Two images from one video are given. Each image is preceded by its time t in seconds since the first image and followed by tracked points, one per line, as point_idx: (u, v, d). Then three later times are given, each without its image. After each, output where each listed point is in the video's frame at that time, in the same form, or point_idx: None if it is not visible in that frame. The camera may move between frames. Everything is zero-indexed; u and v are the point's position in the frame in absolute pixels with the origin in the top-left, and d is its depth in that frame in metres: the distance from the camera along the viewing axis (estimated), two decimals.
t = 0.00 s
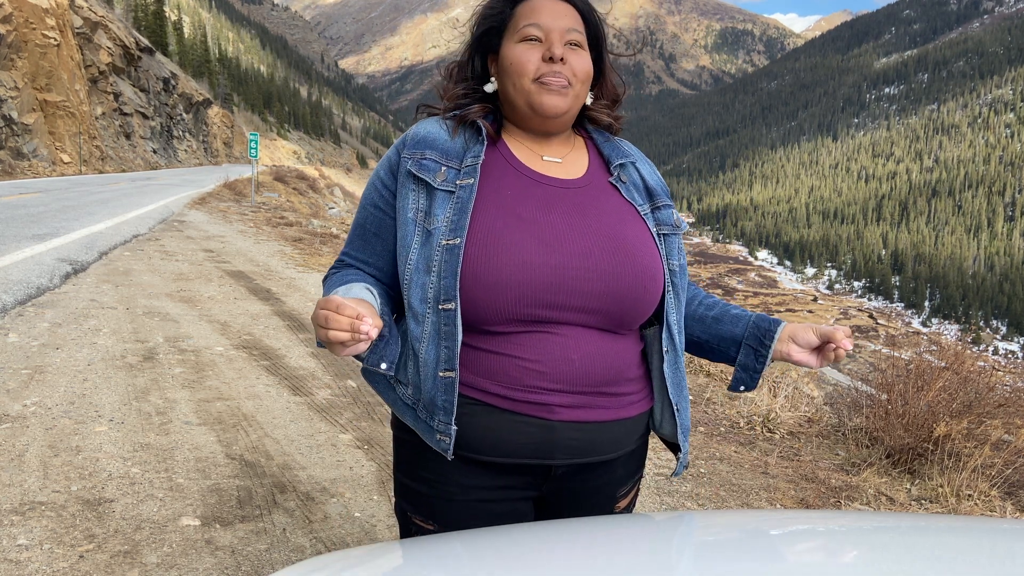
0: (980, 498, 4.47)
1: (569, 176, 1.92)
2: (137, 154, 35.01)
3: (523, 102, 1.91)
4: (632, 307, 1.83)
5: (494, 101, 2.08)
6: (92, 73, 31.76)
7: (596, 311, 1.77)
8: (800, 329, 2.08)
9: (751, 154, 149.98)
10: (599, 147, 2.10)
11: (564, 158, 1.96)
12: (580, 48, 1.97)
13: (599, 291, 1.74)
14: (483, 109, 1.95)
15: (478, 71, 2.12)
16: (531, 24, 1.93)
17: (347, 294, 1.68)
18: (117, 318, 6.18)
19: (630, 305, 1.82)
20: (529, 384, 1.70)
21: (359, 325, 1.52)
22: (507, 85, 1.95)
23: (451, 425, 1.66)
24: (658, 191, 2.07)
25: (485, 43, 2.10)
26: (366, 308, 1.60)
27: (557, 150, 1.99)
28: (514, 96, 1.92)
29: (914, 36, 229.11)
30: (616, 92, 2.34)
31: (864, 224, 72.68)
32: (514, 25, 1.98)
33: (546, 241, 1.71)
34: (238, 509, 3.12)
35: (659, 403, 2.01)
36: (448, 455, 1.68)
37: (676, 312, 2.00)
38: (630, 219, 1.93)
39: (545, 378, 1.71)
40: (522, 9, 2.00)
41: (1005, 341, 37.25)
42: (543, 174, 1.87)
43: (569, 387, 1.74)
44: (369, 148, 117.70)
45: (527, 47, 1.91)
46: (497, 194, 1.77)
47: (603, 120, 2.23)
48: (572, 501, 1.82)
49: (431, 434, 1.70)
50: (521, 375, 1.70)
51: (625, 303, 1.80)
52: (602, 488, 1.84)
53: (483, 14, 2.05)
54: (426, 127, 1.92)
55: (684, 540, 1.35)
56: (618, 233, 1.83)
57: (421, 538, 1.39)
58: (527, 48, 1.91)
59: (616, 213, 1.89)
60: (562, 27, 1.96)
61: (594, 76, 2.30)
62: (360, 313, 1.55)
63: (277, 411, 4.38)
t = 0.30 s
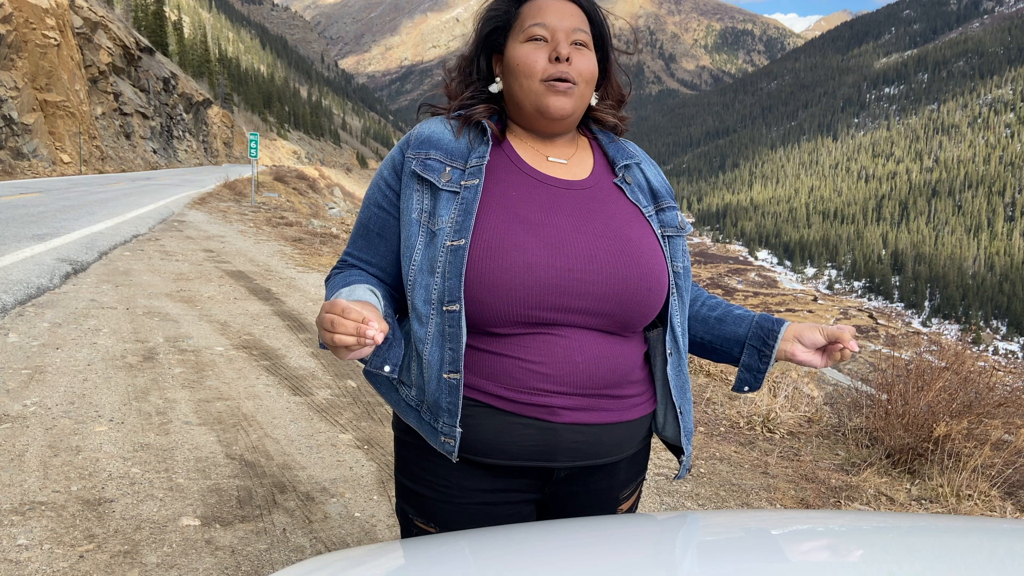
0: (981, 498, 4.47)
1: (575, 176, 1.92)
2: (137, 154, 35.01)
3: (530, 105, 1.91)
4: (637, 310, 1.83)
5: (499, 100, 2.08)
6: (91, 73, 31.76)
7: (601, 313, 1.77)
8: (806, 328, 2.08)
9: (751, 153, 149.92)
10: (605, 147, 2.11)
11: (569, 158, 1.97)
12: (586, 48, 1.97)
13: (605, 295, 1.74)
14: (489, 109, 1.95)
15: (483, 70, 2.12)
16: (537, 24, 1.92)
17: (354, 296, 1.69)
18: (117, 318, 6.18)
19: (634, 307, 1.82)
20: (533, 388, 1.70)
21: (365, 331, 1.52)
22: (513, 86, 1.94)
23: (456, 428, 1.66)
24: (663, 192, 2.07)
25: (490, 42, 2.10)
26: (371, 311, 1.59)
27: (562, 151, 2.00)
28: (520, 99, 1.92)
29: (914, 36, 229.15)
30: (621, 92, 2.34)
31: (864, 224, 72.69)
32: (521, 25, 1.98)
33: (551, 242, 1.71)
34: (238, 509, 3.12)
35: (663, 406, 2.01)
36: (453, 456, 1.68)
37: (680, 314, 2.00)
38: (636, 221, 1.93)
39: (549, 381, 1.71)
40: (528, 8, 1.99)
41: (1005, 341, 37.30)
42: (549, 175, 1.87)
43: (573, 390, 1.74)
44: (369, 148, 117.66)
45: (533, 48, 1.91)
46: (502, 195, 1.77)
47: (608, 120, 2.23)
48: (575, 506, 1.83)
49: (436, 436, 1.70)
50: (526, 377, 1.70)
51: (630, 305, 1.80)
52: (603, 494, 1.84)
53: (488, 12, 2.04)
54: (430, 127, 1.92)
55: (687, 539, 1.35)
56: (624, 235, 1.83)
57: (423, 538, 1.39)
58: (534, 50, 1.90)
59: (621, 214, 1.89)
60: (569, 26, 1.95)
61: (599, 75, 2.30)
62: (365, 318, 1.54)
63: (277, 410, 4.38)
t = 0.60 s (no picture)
0: (980, 498, 4.47)
1: (580, 178, 1.92)
2: (137, 154, 35.02)
3: (533, 105, 1.91)
4: (642, 313, 1.83)
5: (503, 100, 2.08)
6: (91, 73, 31.76)
7: (605, 316, 1.76)
8: (811, 332, 2.08)
9: (751, 153, 149.80)
10: (609, 148, 2.11)
11: (573, 159, 1.97)
12: (590, 49, 1.97)
13: (610, 297, 1.74)
14: (492, 111, 1.96)
15: (486, 70, 2.12)
16: (541, 24, 1.92)
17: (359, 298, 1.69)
18: (117, 318, 6.18)
19: (638, 311, 1.81)
20: (538, 390, 1.70)
21: (367, 336, 1.52)
22: (515, 88, 1.94)
23: (459, 432, 1.66)
24: (668, 193, 2.07)
25: (495, 42, 2.09)
26: (374, 314, 1.59)
27: (566, 152, 2.00)
28: (523, 98, 1.92)
29: (914, 36, 229.19)
30: (626, 92, 2.33)
31: (864, 223, 72.72)
32: (524, 26, 1.98)
33: (556, 245, 1.71)
34: (238, 509, 3.12)
35: (667, 409, 2.01)
36: (456, 460, 1.68)
37: (684, 316, 2.00)
38: (641, 223, 1.92)
39: (554, 383, 1.71)
40: (533, 7, 1.98)
41: (1005, 341, 37.34)
42: (552, 176, 1.87)
43: (577, 393, 1.74)
44: (369, 147, 117.63)
45: (537, 48, 1.90)
46: (506, 197, 1.77)
47: (612, 121, 2.23)
48: (579, 508, 1.83)
49: (439, 440, 1.70)
50: (529, 381, 1.70)
51: (634, 307, 1.80)
52: (607, 496, 1.84)
53: (492, 11, 2.04)
54: (433, 128, 1.91)
55: (689, 538, 1.36)
56: (628, 237, 1.83)
57: (425, 538, 1.39)
58: (538, 50, 1.90)
59: (626, 216, 1.89)
60: (573, 27, 1.95)
61: (603, 75, 2.30)
62: (367, 322, 1.54)
63: (277, 411, 4.38)
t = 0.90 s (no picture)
0: (980, 498, 4.47)
1: (582, 178, 1.92)
2: (137, 154, 35.02)
3: (535, 105, 1.91)
4: (644, 312, 1.83)
5: (504, 101, 2.08)
6: (91, 72, 31.74)
7: (607, 316, 1.76)
8: (816, 332, 2.07)
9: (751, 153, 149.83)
10: (611, 148, 2.11)
11: (576, 159, 1.97)
12: (592, 49, 1.96)
13: (611, 298, 1.74)
14: (493, 111, 1.96)
15: (488, 70, 2.12)
16: (543, 24, 1.92)
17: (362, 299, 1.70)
18: (117, 318, 6.18)
19: (641, 311, 1.81)
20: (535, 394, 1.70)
21: (368, 337, 1.52)
22: (517, 87, 1.94)
23: (460, 433, 1.67)
24: (671, 193, 2.07)
25: (496, 42, 2.09)
26: (373, 317, 1.59)
27: (569, 152, 1.99)
28: (525, 98, 1.92)
29: (914, 36, 229.17)
30: (628, 92, 2.34)
31: (864, 223, 72.77)
32: (527, 26, 1.97)
33: (559, 246, 1.70)
34: (238, 509, 3.12)
35: (670, 410, 2.01)
36: (456, 462, 1.69)
37: (688, 317, 1.99)
38: (643, 223, 1.92)
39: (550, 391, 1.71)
40: (532, 8, 1.99)
41: (1005, 341, 37.32)
42: (554, 177, 1.87)
43: (579, 394, 1.74)
44: (369, 147, 117.54)
45: (539, 47, 1.90)
46: (508, 196, 1.77)
47: (615, 121, 2.23)
48: (580, 509, 1.83)
49: (440, 442, 1.70)
50: (531, 382, 1.70)
51: (637, 306, 1.80)
52: (611, 497, 1.84)
53: (494, 11, 2.04)
54: (435, 129, 1.92)
55: (690, 539, 1.36)
56: (632, 237, 1.83)
57: (425, 539, 1.39)
58: (539, 49, 1.90)
59: (628, 216, 1.89)
60: (575, 27, 1.95)
61: (605, 75, 2.30)
62: (368, 325, 1.54)
63: (277, 411, 4.38)
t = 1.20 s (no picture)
0: (981, 498, 4.47)
1: (582, 178, 1.92)
2: (137, 154, 35.04)
3: (536, 103, 1.90)
4: (644, 312, 1.83)
5: (504, 101, 2.08)
6: (91, 73, 31.73)
7: (606, 316, 1.76)
8: (818, 334, 2.09)
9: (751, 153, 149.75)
10: (612, 148, 2.11)
11: (575, 159, 1.97)
12: (592, 48, 1.96)
13: (609, 299, 1.74)
14: (493, 110, 1.96)
15: (488, 70, 2.12)
16: (544, 24, 1.92)
17: (354, 300, 1.70)
18: (117, 318, 6.18)
19: (639, 311, 1.81)
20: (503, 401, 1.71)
21: (358, 336, 1.51)
22: (517, 87, 1.94)
23: (455, 431, 1.67)
24: (671, 193, 2.07)
25: (498, 43, 2.09)
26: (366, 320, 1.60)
27: (569, 151, 1.99)
28: (525, 95, 1.92)
29: (914, 36, 229.18)
30: (628, 94, 2.34)
31: (864, 223, 72.83)
32: (527, 25, 1.97)
33: (557, 248, 1.70)
34: (238, 509, 3.12)
35: (670, 411, 2.01)
36: (452, 461, 1.69)
37: (688, 317, 1.99)
38: (644, 224, 1.92)
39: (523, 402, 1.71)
40: (533, 8, 2.00)
41: (1005, 340, 37.31)
42: (553, 177, 1.87)
43: (577, 394, 1.73)
44: (369, 147, 117.43)
45: (539, 47, 1.91)
46: (506, 197, 1.77)
47: (617, 121, 2.22)
48: (577, 508, 1.83)
49: (435, 442, 1.71)
50: (529, 380, 1.70)
51: (636, 307, 1.80)
52: (610, 497, 1.84)
53: (495, 12, 2.04)
54: (434, 130, 1.92)
55: (692, 539, 1.35)
56: (631, 238, 1.83)
57: (424, 539, 1.38)
58: (540, 48, 1.90)
59: (628, 216, 1.89)
60: (576, 26, 1.95)
61: (606, 77, 2.31)
62: (357, 326, 1.52)
63: (277, 411, 4.38)
